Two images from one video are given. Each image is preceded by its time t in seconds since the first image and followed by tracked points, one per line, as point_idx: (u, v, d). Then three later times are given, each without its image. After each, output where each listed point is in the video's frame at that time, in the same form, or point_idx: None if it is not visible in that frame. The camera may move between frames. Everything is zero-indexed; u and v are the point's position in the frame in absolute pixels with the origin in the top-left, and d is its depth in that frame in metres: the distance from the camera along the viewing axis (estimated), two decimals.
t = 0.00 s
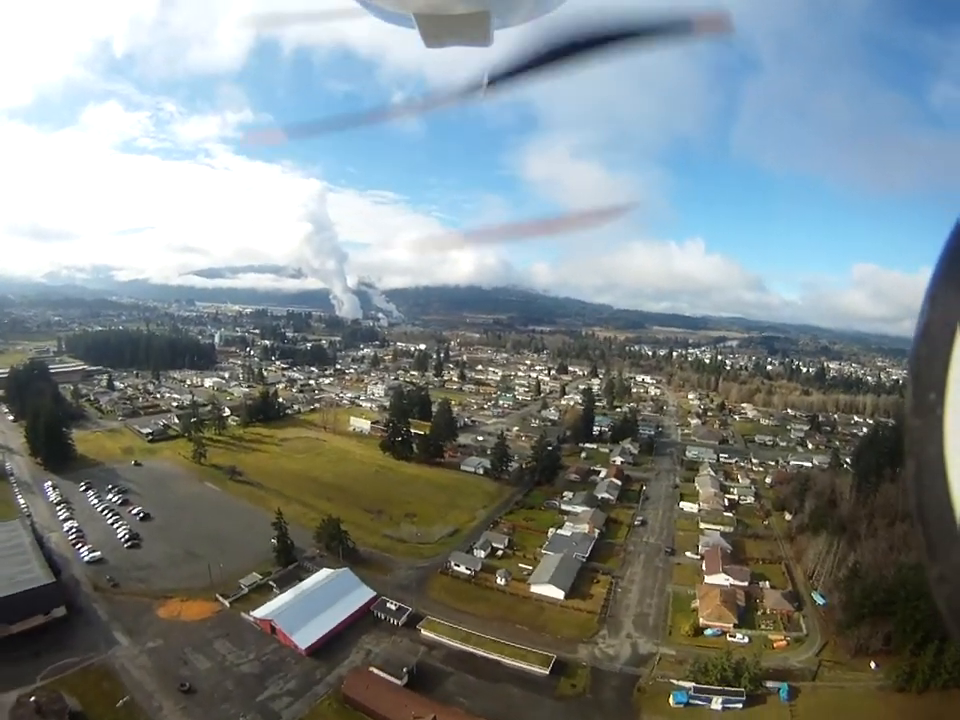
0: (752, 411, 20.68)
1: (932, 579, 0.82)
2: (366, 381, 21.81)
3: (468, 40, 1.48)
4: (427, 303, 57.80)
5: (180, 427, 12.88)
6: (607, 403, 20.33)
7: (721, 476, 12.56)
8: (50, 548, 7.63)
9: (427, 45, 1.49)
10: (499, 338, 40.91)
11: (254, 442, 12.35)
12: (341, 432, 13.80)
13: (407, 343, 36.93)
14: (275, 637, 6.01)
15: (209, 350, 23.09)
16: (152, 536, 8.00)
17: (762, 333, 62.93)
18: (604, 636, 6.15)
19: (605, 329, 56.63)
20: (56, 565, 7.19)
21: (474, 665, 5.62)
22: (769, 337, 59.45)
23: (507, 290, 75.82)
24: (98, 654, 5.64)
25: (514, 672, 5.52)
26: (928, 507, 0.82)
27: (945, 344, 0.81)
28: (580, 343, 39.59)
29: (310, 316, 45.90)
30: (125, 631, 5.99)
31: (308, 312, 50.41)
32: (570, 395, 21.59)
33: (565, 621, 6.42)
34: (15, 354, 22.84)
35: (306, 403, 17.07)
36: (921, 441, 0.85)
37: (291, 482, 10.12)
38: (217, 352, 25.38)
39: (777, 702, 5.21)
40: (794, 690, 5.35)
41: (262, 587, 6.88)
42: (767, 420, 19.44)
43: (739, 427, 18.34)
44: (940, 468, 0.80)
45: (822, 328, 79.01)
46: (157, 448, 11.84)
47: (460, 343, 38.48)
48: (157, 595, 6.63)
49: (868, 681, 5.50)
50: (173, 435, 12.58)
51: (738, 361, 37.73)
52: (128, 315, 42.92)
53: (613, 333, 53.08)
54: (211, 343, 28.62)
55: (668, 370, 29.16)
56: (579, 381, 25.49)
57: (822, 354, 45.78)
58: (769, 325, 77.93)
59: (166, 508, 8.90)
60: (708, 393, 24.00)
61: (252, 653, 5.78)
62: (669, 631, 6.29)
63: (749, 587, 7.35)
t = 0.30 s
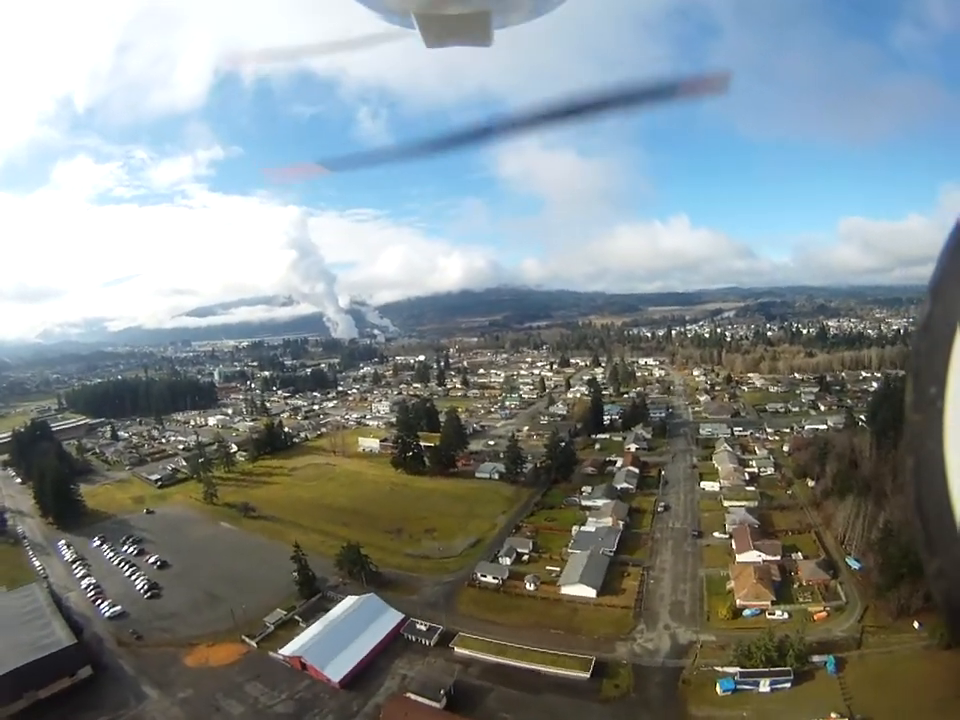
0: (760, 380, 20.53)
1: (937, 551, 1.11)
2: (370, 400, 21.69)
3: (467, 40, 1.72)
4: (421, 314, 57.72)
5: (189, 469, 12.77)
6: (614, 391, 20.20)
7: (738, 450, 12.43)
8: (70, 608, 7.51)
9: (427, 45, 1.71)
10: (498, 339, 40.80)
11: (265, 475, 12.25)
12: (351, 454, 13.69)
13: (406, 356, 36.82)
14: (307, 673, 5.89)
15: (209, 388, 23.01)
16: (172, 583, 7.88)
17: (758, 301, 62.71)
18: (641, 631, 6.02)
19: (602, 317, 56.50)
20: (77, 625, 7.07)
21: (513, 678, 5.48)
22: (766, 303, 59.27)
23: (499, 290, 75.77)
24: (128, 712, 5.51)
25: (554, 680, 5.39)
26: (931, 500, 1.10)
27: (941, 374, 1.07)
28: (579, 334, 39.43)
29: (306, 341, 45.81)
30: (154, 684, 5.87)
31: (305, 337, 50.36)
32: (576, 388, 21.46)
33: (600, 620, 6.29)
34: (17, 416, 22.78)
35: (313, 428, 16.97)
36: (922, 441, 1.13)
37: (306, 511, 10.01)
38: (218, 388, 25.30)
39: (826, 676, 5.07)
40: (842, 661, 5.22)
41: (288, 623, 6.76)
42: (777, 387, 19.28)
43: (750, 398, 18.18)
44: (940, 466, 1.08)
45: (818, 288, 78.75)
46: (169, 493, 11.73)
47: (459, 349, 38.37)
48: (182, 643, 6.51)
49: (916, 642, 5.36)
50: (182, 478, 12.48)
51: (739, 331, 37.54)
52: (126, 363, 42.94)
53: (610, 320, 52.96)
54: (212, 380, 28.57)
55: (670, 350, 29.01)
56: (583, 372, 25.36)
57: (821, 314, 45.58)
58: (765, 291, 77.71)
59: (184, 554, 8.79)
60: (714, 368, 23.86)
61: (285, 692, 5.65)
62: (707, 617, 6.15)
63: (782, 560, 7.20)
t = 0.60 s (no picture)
0: (754, 366, 20.52)
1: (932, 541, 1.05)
2: (363, 406, 21.49)
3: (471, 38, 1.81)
4: (411, 317, 57.43)
5: (183, 487, 12.56)
6: (608, 384, 20.13)
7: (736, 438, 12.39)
8: (68, 636, 7.34)
9: (427, 44, 1.81)
10: (489, 338, 40.66)
11: (260, 489, 12.07)
12: (347, 463, 13.53)
13: (398, 360, 36.59)
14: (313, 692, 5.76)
15: (201, 402, 22.75)
16: (171, 605, 7.72)
17: (746, 286, 62.92)
18: (651, 629, 5.93)
19: (591, 310, 56.46)
20: (75, 655, 6.89)
21: (523, 685, 5.38)
22: (754, 288, 59.47)
23: (488, 289, 75.68)
24: None
25: (565, 685, 5.29)
26: (929, 493, 1.04)
27: (942, 359, 1.00)
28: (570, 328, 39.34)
29: (296, 350, 45.51)
30: (156, 712, 5.72)
31: (295, 346, 50.01)
32: (570, 383, 21.38)
33: (608, 621, 6.19)
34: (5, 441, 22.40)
35: (306, 438, 16.77)
36: (921, 431, 1.05)
37: (304, 524, 9.85)
38: (209, 402, 25.00)
39: (842, 664, 5.00)
40: (858, 648, 5.15)
41: (291, 641, 6.62)
42: (771, 372, 19.28)
43: (744, 384, 18.16)
44: (939, 458, 1.01)
45: (804, 271, 79.17)
46: (164, 513, 11.54)
47: (450, 350, 38.20)
48: (184, 668, 6.36)
49: (931, 625, 5.30)
50: (177, 497, 12.28)
51: (729, 318, 37.59)
52: (116, 381, 42.49)
53: (600, 312, 52.94)
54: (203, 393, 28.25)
55: (662, 340, 28.98)
56: (576, 367, 25.27)
57: (809, 296, 45.76)
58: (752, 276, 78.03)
59: (182, 574, 8.62)
60: (706, 356, 23.85)
61: (291, 713, 5.51)
62: (717, 612, 6.07)
63: (790, 548, 7.14)
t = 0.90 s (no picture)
0: (736, 354, 20.66)
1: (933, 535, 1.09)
2: (346, 407, 21.19)
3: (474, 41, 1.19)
4: (391, 315, 56.97)
5: (166, 499, 12.23)
6: (592, 376, 20.10)
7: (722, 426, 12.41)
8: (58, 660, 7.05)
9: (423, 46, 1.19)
10: (471, 334, 40.47)
11: (245, 497, 11.80)
12: (331, 467, 13.29)
13: (380, 359, 36.26)
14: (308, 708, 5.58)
15: (181, 411, 22.31)
16: (159, 623, 7.46)
17: (724, 275, 63.56)
18: (649, 626, 5.86)
19: (571, 303, 56.55)
20: (64, 679, 6.61)
21: (522, 691, 5.27)
22: (731, 276, 60.10)
23: (467, 286, 75.41)
24: None
25: (564, 689, 5.18)
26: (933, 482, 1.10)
27: (945, 356, 1.05)
28: (551, 322, 39.34)
29: (276, 353, 44.91)
30: None
31: (274, 349, 49.32)
32: (553, 376, 21.31)
33: (605, 620, 6.10)
34: None
35: (290, 443, 16.46)
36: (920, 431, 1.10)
37: (291, 532, 9.62)
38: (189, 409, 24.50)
39: (844, 654, 4.98)
40: (858, 637, 5.13)
41: (282, 654, 6.43)
42: (753, 359, 19.42)
43: (727, 372, 18.25)
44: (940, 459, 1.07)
45: (778, 258, 80.29)
46: (148, 526, 11.22)
47: (432, 348, 37.97)
48: (173, 688, 6.13)
49: (930, 610, 5.30)
50: (160, 509, 11.95)
51: (708, 306, 37.89)
52: (95, 392, 41.54)
53: (581, 305, 53.05)
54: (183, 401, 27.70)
55: (643, 330, 29.08)
56: (559, 360, 25.25)
57: (785, 283, 46.34)
58: (728, 265, 78.94)
59: (168, 589, 8.36)
60: (688, 345, 23.98)
61: None
62: (714, 605, 6.03)
63: (784, 537, 7.15)
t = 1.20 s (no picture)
0: (716, 349, 20.74)
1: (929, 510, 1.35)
2: (323, 398, 20.85)
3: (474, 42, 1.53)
4: (371, 305, 56.34)
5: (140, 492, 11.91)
6: (572, 369, 20.01)
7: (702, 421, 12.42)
8: (27, 658, 6.74)
9: (426, 44, 1.48)
10: (451, 324, 40.16)
11: (219, 489, 11.51)
12: (307, 458, 13.03)
13: (360, 349, 35.82)
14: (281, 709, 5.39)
15: (160, 401, 22.03)
16: (133, 619, 7.20)
17: (704, 269, 63.99)
18: (628, 625, 5.78)
19: (553, 295, 56.49)
20: (35, 677, 6.33)
21: (499, 691, 5.15)
22: (712, 272, 60.52)
23: (449, 276, 74.93)
24: None
25: (542, 689, 5.08)
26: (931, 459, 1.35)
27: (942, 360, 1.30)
28: (533, 314, 39.21)
29: (254, 341, 44.18)
30: None
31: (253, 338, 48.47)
32: (531, 368, 21.19)
33: (583, 619, 6.01)
34: None
35: (266, 433, 16.13)
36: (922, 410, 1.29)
37: (264, 525, 9.38)
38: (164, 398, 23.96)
39: (826, 655, 4.95)
40: (841, 639, 5.10)
41: (255, 652, 6.23)
42: (734, 354, 19.51)
43: (707, 367, 18.29)
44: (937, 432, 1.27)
45: (758, 254, 81.13)
46: (121, 518, 10.91)
47: (411, 337, 37.61)
48: (146, 687, 5.90)
49: (913, 611, 5.27)
50: (135, 501, 11.62)
51: (688, 301, 38.05)
52: (70, 382, 40.50)
53: (562, 297, 52.98)
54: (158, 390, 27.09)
55: (623, 323, 29.09)
56: (538, 352, 25.14)
57: (765, 279, 46.77)
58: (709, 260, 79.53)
59: (142, 584, 8.08)
60: (668, 339, 24.04)
61: None
62: (694, 604, 5.97)
63: (765, 536, 7.12)
